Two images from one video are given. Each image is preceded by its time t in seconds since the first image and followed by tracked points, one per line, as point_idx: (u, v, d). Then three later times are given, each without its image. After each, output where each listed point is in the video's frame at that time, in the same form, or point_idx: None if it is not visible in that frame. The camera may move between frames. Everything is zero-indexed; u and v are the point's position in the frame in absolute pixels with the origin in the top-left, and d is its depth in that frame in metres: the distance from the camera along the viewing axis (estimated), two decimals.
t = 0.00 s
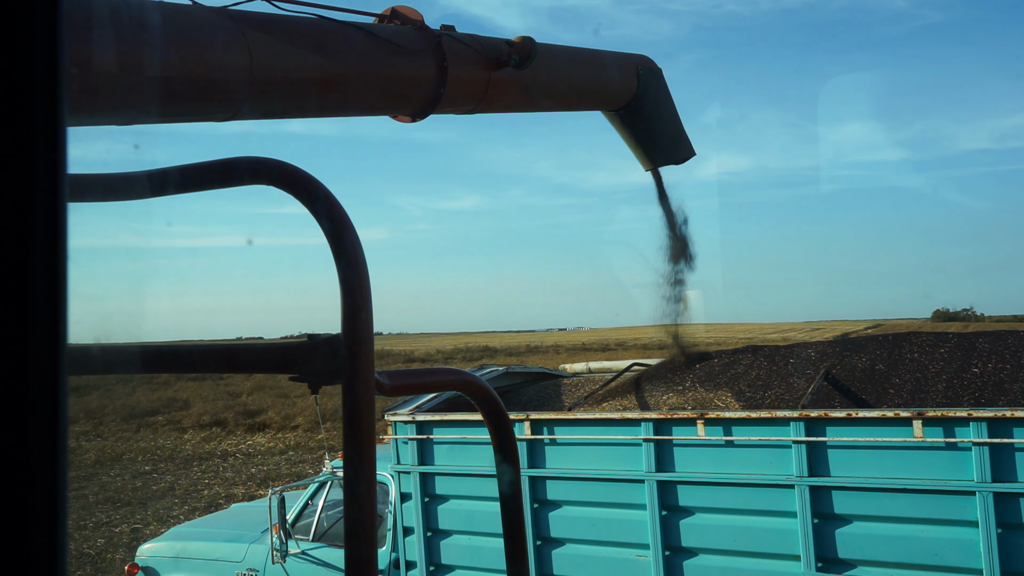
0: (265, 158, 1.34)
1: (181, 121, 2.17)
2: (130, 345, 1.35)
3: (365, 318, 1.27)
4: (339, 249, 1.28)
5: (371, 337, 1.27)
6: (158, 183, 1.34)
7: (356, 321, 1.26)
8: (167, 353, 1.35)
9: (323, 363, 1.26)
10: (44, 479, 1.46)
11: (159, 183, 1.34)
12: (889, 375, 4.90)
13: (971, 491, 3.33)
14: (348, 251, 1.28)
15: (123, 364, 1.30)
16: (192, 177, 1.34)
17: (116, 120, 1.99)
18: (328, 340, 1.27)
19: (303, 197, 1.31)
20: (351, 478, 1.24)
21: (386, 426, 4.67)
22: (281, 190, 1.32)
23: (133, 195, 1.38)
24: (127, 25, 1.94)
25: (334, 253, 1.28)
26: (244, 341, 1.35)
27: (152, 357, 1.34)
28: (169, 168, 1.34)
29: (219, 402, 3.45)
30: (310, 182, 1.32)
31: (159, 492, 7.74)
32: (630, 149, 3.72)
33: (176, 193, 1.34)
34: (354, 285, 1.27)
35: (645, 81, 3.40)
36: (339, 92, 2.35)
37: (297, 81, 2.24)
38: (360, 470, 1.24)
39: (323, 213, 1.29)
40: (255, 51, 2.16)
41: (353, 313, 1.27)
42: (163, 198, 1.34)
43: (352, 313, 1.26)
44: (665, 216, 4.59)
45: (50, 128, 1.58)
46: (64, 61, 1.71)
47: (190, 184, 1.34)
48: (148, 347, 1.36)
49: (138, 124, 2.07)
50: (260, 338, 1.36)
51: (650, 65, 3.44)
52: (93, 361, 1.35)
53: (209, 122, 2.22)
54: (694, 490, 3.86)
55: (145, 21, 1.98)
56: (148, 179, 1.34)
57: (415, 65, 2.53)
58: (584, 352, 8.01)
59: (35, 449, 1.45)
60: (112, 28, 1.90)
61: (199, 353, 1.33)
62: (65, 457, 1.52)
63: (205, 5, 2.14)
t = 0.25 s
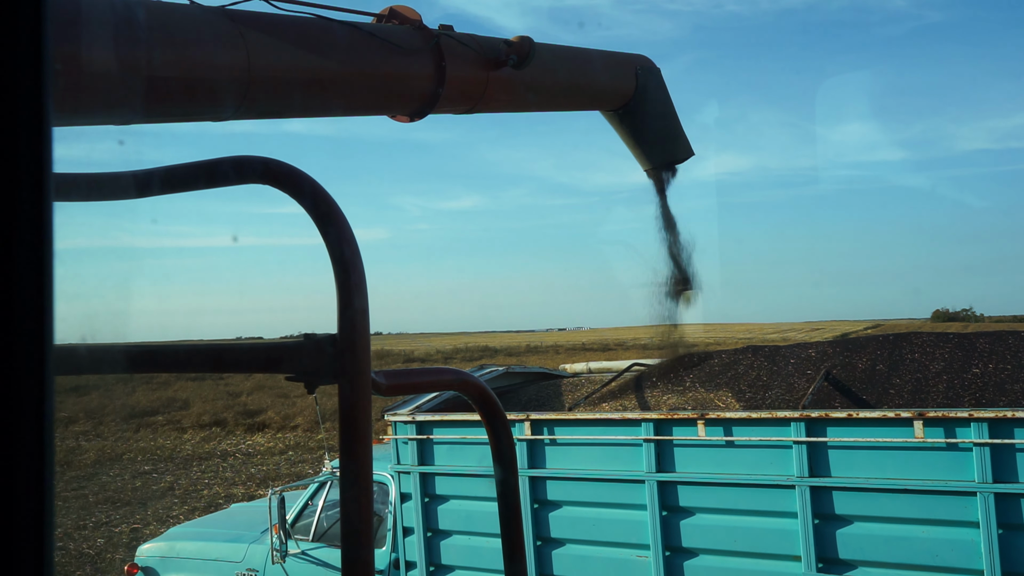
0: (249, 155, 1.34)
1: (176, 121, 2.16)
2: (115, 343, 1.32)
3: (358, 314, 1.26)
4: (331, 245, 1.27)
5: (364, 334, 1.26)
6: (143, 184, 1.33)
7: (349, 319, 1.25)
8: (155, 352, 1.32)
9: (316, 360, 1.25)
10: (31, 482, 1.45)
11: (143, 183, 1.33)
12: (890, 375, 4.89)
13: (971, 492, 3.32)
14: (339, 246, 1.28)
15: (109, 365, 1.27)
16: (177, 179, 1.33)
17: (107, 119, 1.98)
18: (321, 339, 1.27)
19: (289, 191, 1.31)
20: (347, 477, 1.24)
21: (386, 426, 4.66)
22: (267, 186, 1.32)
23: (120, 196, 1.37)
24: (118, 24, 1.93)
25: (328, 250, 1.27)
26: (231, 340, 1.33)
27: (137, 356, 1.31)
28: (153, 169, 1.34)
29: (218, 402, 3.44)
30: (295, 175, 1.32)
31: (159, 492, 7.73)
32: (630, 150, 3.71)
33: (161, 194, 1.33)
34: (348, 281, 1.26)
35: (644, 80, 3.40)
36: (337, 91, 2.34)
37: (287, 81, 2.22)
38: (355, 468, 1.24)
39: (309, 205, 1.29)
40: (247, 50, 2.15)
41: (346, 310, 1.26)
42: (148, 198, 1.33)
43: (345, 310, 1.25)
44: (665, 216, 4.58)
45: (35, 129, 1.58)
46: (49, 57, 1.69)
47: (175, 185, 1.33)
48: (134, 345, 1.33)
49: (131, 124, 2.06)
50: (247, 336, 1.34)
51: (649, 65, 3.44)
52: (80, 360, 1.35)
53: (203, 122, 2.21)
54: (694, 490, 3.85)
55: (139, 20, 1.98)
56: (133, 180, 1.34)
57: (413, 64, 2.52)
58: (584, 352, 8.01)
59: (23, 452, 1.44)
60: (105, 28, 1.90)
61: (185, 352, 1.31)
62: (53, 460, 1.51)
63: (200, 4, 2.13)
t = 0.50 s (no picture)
0: (276, 159, 1.33)
1: (184, 121, 2.17)
2: (139, 346, 1.38)
3: (369, 323, 1.26)
4: (345, 251, 1.27)
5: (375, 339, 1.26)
6: (167, 183, 1.34)
7: (363, 324, 1.26)
8: (174, 354, 1.36)
9: (330, 364, 1.25)
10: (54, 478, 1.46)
11: (169, 183, 1.34)
12: (891, 375, 4.89)
13: (974, 492, 3.32)
14: (355, 253, 1.27)
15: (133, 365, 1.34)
16: (200, 177, 1.33)
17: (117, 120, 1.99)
18: (332, 341, 1.26)
19: (311, 201, 1.30)
20: (354, 479, 1.24)
21: (387, 426, 4.66)
22: (290, 193, 1.31)
23: (143, 195, 1.38)
24: (129, 25, 1.93)
25: (338, 254, 1.26)
26: (255, 342, 1.35)
27: (161, 357, 1.36)
28: (178, 168, 1.34)
29: (220, 402, 3.44)
30: (321, 187, 1.30)
31: (159, 492, 7.73)
32: (630, 149, 3.71)
33: (185, 193, 1.34)
34: (360, 286, 1.26)
35: (645, 80, 3.40)
36: (339, 92, 2.34)
37: (308, 82, 2.25)
38: (364, 472, 1.23)
39: (332, 216, 1.28)
40: (263, 51, 2.17)
41: (357, 320, 1.26)
42: (173, 197, 1.34)
43: (357, 315, 1.25)
44: (665, 216, 4.58)
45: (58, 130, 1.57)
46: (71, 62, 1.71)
47: (198, 184, 1.34)
48: (158, 347, 1.38)
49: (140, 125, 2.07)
50: (270, 339, 1.36)
51: (650, 65, 3.43)
52: (103, 362, 1.41)
53: (211, 123, 2.21)
54: (696, 490, 3.85)
55: (147, 21, 1.97)
56: (157, 180, 1.35)
57: (414, 65, 2.52)
58: (584, 352, 8.00)
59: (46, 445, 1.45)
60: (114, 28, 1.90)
61: (209, 355, 1.35)
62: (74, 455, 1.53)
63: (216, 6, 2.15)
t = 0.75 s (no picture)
0: (288, 164, 1.33)
1: (195, 121, 2.19)
2: (152, 347, 1.37)
3: (371, 324, 1.26)
4: (349, 254, 1.27)
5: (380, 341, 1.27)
6: (178, 182, 1.35)
7: (368, 325, 1.26)
8: (183, 353, 1.36)
9: (335, 365, 1.26)
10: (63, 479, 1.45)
11: (180, 184, 1.34)
12: (890, 375, 4.90)
13: (973, 492, 3.33)
14: (361, 255, 1.27)
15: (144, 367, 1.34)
16: (212, 178, 1.34)
17: (122, 120, 2.00)
18: (337, 342, 1.27)
19: (322, 207, 1.30)
20: (358, 479, 1.24)
21: (387, 426, 4.66)
22: (300, 198, 1.31)
23: (155, 195, 1.38)
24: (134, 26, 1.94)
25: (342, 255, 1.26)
26: (265, 343, 1.35)
27: (173, 358, 1.36)
28: (189, 168, 1.35)
29: (220, 402, 3.44)
30: (331, 195, 1.30)
31: (159, 492, 7.73)
32: (630, 150, 3.72)
33: (198, 192, 1.35)
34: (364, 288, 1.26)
35: (645, 80, 3.40)
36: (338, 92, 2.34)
37: (317, 83, 2.27)
38: (365, 472, 1.24)
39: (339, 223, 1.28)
40: (273, 53, 2.19)
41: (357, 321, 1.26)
42: (185, 196, 1.34)
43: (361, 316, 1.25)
44: (665, 216, 4.59)
45: (70, 131, 1.57)
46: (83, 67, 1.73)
47: (211, 184, 1.35)
48: (169, 348, 1.38)
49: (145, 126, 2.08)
50: (279, 339, 1.37)
51: (650, 65, 3.44)
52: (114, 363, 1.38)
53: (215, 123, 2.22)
54: (696, 490, 3.86)
55: (152, 23, 1.98)
56: (167, 180, 1.35)
57: (415, 65, 2.52)
58: (584, 352, 8.01)
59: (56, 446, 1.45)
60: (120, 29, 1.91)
61: (221, 355, 1.36)
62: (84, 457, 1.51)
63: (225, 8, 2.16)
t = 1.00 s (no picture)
0: (268, 158, 1.34)
1: (177, 121, 2.16)
2: (132, 345, 1.36)
3: (366, 320, 1.27)
4: (339, 248, 1.28)
5: (370, 336, 1.27)
6: (160, 183, 1.34)
7: (357, 322, 1.26)
8: (169, 353, 1.36)
9: (325, 361, 1.26)
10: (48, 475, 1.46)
11: (161, 183, 1.34)
12: (889, 374, 4.90)
13: (971, 491, 3.33)
14: (348, 251, 1.28)
15: (125, 364, 1.32)
16: (193, 178, 1.34)
17: (114, 119, 1.99)
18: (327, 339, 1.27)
19: (305, 199, 1.31)
20: (350, 476, 1.24)
21: (386, 426, 4.66)
22: (283, 192, 1.32)
23: (136, 195, 1.38)
24: (126, 25, 1.94)
25: (334, 254, 1.28)
26: (246, 341, 1.36)
27: (154, 357, 1.36)
28: (171, 168, 1.35)
29: (218, 402, 3.45)
30: (313, 185, 1.31)
31: (158, 492, 7.73)
32: (630, 150, 3.72)
33: (178, 193, 1.35)
34: (354, 284, 1.26)
35: (645, 80, 3.41)
36: (336, 92, 2.34)
37: (300, 82, 2.25)
38: (359, 468, 1.24)
39: (324, 214, 1.28)
40: (257, 52, 2.17)
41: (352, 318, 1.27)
42: (165, 197, 1.34)
43: (351, 312, 1.26)
44: (665, 216, 4.59)
45: (54, 129, 1.58)
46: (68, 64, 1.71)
47: (191, 184, 1.34)
48: (150, 347, 1.38)
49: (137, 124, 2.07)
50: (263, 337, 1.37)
51: (650, 65, 3.44)
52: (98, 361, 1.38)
53: (209, 122, 2.21)
54: (694, 489, 3.86)
55: (145, 21, 1.98)
56: (150, 179, 1.35)
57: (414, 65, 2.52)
58: (584, 352, 8.01)
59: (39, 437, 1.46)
60: (111, 28, 1.91)
61: (200, 353, 1.34)
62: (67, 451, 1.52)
63: (210, 6, 2.15)
